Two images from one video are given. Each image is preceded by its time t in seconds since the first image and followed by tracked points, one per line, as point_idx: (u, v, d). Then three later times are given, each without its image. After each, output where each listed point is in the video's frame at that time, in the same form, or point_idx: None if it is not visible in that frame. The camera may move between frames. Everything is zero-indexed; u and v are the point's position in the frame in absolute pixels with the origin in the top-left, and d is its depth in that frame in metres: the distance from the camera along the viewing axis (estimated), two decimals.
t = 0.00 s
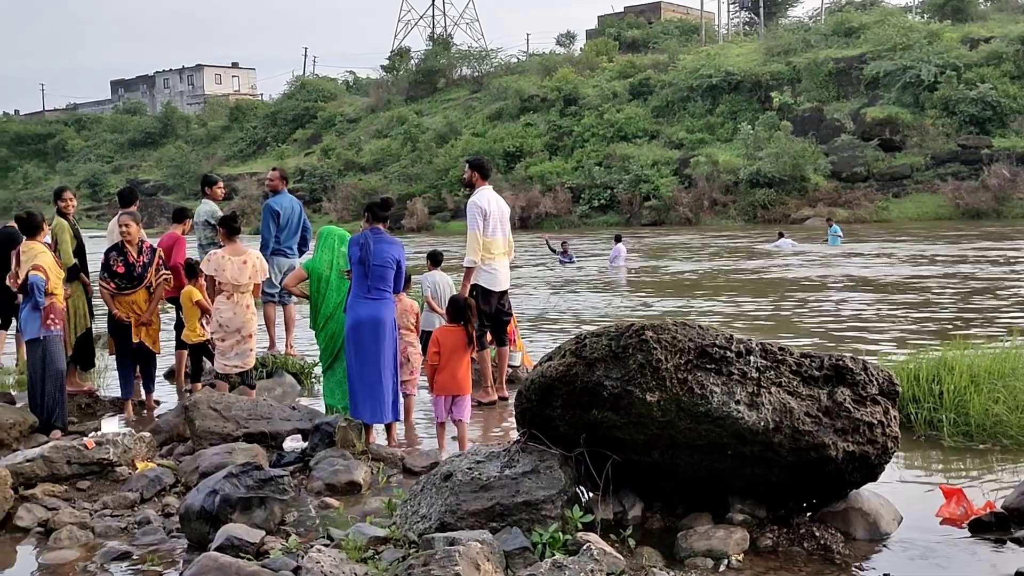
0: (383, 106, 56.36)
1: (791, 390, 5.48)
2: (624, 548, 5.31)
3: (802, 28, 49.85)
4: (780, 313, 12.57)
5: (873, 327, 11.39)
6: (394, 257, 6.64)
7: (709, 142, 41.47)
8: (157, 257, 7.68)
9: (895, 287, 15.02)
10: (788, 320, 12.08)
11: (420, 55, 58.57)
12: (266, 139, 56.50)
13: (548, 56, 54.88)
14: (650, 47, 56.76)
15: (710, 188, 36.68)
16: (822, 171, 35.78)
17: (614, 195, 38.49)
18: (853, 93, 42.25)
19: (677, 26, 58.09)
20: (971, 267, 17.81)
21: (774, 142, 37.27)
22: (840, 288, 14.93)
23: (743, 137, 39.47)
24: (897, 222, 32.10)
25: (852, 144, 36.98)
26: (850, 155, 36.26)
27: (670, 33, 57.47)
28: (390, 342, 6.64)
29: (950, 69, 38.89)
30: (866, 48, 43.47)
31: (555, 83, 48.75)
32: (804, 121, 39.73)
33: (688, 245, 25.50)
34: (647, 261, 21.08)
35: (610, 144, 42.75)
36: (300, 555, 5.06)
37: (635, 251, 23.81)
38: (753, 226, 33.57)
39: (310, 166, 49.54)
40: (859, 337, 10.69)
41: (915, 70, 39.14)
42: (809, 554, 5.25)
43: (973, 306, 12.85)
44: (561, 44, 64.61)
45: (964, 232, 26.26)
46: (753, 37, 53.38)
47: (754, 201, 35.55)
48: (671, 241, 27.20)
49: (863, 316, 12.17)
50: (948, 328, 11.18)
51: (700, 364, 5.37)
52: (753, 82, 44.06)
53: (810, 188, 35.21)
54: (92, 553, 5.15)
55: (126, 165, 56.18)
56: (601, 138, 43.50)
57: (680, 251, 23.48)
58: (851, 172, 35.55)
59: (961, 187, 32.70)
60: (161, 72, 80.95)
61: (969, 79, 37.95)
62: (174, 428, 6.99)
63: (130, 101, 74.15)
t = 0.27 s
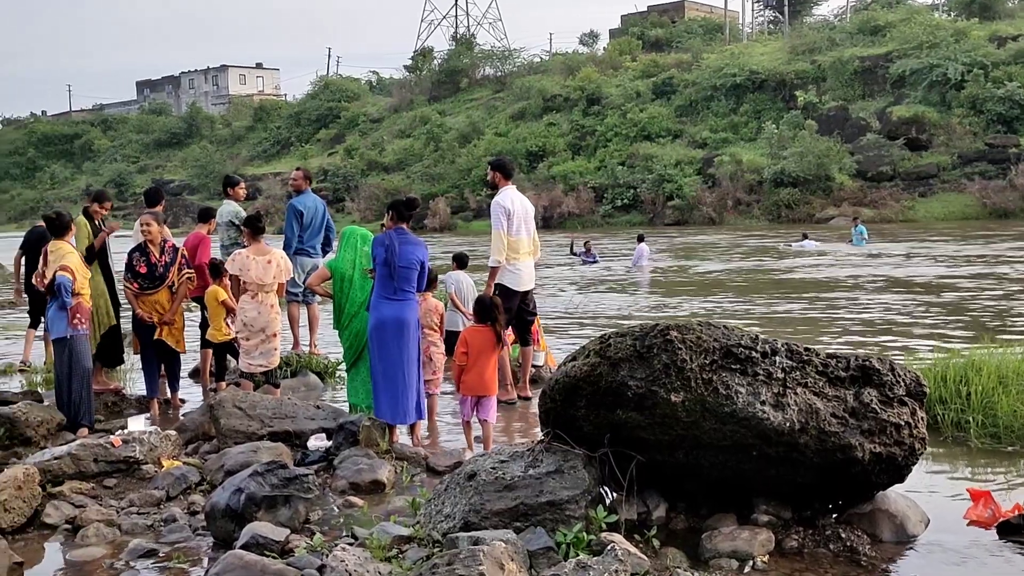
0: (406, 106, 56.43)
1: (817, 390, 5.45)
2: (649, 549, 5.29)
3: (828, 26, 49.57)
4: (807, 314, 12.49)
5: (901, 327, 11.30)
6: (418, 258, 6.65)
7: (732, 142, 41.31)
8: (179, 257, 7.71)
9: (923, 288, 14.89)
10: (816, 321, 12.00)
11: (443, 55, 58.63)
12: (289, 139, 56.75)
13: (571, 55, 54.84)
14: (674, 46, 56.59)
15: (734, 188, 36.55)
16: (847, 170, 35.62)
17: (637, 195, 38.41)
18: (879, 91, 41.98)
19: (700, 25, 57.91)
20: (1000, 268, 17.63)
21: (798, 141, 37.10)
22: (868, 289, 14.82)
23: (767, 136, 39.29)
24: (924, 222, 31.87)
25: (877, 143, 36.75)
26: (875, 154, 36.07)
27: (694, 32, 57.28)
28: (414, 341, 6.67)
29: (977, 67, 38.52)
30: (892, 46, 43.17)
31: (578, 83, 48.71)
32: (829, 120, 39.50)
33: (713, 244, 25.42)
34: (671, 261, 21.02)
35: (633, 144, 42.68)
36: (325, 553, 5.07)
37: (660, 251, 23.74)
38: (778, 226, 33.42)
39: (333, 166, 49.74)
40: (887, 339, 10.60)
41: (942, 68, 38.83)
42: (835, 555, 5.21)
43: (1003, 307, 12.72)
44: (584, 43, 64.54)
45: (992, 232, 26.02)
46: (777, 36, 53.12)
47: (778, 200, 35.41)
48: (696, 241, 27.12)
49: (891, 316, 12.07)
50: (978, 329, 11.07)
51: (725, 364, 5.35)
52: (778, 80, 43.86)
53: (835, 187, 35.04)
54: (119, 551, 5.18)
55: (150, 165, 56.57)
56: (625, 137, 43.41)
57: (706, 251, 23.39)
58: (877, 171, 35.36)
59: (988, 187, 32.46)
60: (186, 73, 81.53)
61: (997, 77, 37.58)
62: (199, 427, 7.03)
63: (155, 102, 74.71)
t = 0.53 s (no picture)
0: (431, 106, 56.54)
1: (844, 392, 5.40)
2: (673, 550, 5.28)
3: (855, 25, 49.17)
4: (836, 315, 12.38)
5: (930, 328, 11.18)
6: (444, 259, 6.67)
7: (758, 141, 41.08)
8: (202, 258, 7.76)
9: (952, 289, 14.72)
10: (844, 322, 11.90)
11: (468, 56, 58.72)
12: (314, 139, 57.05)
13: (596, 55, 54.77)
14: (699, 45, 56.36)
15: (760, 187, 36.36)
16: (874, 170, 35.35)
17: (662, 195, 38.28)
18: (907, 90, 41.63)
19: (725, 24, 57.66)
20: None
21: (825, 140, 36.86)
22: (896, 289, 14.67)
23: (794, 135, 39.03)
24: (953, 222, 31.56)
25: (905, 142, 36.42)
26: (903, 153, 35.78)
27: (719, 31, 57.02)
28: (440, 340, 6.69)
29: (1007, 66, 38.07)
30: (921, 44, 42.78)
31: (602, 82, 48.65)
32: (857, 119, 39.20)
33: (739, 245, 25.28)
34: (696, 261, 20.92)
35: (658, 143, 42.55)
36: (350, 552, 5.10)
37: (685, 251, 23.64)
38: (805, 226, 33.19)
39: (358, 166, 49.93)
40: (916, 339, 10.50)
41: (971, 67, 38.41)
42: (862, 557, 5.17)
43: None
44: (609, 43, 64.42)
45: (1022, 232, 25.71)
46: (803, 35, 52.78)
47: (804, 200, 35.19)
48: (722, 241, 26.98)
49: (921, 317, 11.95)
50: (1009, 330, 10.94)
51: (751, 365, 5.32)
52: (804, 80, 43.62)
53: (862, 187, 34.78)
54: (146, 548, 5.23)
55: (177, 166, 57.02)
56: (649, 137, 43.29)
57: (731, 251, 23.25)
58: (905, 171, 35.07)
59: (1018, 187, 32.13)
60: (212, 74, 82.20)
61: None
62: (226, 426, 7.07)
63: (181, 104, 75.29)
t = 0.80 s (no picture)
0: (454, 106, 56.60)
1: (868, 392, 5.35)
2: (696, 550, 5.25)
3: (880, 22, 48.75)
4: (861, 315, 12.25)
5: (958, 328, 11.04)
6: (467, 258, 6.65)
7: (783, 140, 40.79)
8: (222, 258, 7.81)
9: (980, 289, 14.54)
10: (870, 322, 11.77)
11: (490, 55, 58.74)
12: (337, 139, 57.21)
13: (619, 54, 54.63)
14: (722, 44, 56.07)
15: (784, 186, 36.15)
16: (900, 169, 35.01)
17: (686, 194, 38.10)
18: (933, 88, 41.22)
19: (749, 22, 57.35)
20: None
21: (850, 138, 36.58)
22: (922, 289, 14.51)
23: (818, 134, 38.72)
24: (981, 221, 31.18)
25: (931, 140, 36.05)
26: (930, 151, 35.43)
27: (743, 29, 56.71)
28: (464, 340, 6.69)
29: None
30: (947, 41, 42.32)
31: (625, 81, 48.53)
32: (882, 117, 38.83)
33: (763, 244, 25.10)
34: (720, 261, 20.79)
35: (681, 142, 42.36)
36: (371, 551, 5.12)
37: (708, 251, 23.49)
38: (829, 225, 32.91)
39: (381, 166, 50.04)
40: (943, 340, 10.37)
41: (999, 64, 37.96)
42: (886, 559, 5.12)
43: None
44: (632, 42, 64.25)
45: None
46: (828, 33, 52.38)
47: (829, 199, 34.90)
48: (746, 241, 26.81)
49: (948, 317, 11.81)
50: None
51: (774, 365, 5.27)
52: (829, 78, 43.24)
53: (888, 185, 34.49)
54: (170, 546, 5.27)
55: (201, 167, 57.40)
56: (672, 136, 43.11)
57: (755, 251, 23.09)
58: (931, 169, 34.74)
59: None
60: (236, 75, 82.75)
61: None
62: (249, 425, 7.11)
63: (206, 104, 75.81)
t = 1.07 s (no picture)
0: (476, 105, 56.64)
1: (893, 392, 5.30)
2: (718, 551, 5.22)
3: (906, 20, 48.32)
4: (886, 315, 12.13)
5: (986, 328, 10.90)
6: (491, 257, 6.65)
7: (807, 139, 40.51)
8: (242, 258, 7.84)
9: (1008, 288, 14.35)
10: (897, 321, 11.65)
11: (513, 54, 58.75)
12: (361, 139, 57.37)
13: (642, 53, 54.48)
14: (746, 42, 55.79)
15: (808, 185, 35.96)
16: (927, 167, 34.68)
17: (709, 193, 37.90)
18: (960, 86, 40.82)
19: (773, 20, 57.03)
20: None
21: (875, 137, 36.29)
22: (949, 289, 14.34)
23: (843, 132, 38.43)
24: (1009, 219, 30.80)
25: (958, 138, 35.67)
26: (956, 150, 35.08)
27: (767, 27, 56.40)
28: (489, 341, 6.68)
29: None
30: (975, 38, 41.89)
31: (648, 80, 48.44)
32: (908, 115, 38.48)
33: (787, 244, 24.93)
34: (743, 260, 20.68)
35: (704, 141, 42.17)
36: (393, 550, 5.14)
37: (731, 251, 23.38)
38: (854, 224, 32.63)
39: (404, 166, 50.13)
40: (971, 340, 10.25)
41: None
42: (911, 560, 5.07)
43: None
44: (655, 41, 64.08)
45: None
46: (853, 30, 51.99)
47: (854, 197, 34.58)
48: (769, 240, 26.62)
49: (976, 317, 11.67)
50: None
51: (797, 365, 5.23)
52: (854, 76, 42.91)
53: (914, 184, 34.18)
54: (194, 544, 5.32)
55: (225, 166, 57.77)
56: (696, 135, 42.92)
57: (778, 251, 22.94)
58: (958, 167, 34.40)
59: None
60: (261, 75, 83.29)
61: None
62: (273, 423, 7.13)
63: (230, 105, 76.40)
